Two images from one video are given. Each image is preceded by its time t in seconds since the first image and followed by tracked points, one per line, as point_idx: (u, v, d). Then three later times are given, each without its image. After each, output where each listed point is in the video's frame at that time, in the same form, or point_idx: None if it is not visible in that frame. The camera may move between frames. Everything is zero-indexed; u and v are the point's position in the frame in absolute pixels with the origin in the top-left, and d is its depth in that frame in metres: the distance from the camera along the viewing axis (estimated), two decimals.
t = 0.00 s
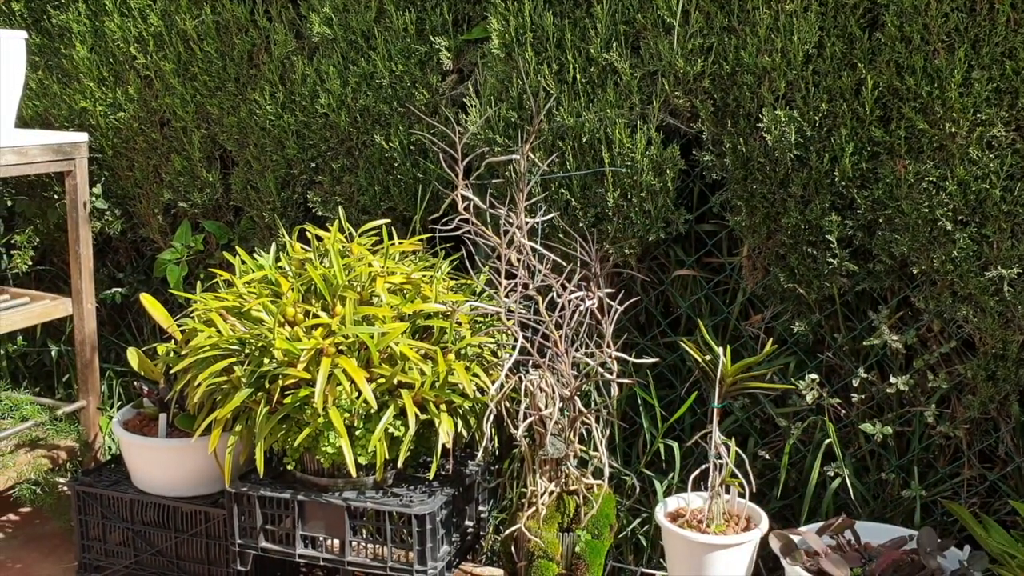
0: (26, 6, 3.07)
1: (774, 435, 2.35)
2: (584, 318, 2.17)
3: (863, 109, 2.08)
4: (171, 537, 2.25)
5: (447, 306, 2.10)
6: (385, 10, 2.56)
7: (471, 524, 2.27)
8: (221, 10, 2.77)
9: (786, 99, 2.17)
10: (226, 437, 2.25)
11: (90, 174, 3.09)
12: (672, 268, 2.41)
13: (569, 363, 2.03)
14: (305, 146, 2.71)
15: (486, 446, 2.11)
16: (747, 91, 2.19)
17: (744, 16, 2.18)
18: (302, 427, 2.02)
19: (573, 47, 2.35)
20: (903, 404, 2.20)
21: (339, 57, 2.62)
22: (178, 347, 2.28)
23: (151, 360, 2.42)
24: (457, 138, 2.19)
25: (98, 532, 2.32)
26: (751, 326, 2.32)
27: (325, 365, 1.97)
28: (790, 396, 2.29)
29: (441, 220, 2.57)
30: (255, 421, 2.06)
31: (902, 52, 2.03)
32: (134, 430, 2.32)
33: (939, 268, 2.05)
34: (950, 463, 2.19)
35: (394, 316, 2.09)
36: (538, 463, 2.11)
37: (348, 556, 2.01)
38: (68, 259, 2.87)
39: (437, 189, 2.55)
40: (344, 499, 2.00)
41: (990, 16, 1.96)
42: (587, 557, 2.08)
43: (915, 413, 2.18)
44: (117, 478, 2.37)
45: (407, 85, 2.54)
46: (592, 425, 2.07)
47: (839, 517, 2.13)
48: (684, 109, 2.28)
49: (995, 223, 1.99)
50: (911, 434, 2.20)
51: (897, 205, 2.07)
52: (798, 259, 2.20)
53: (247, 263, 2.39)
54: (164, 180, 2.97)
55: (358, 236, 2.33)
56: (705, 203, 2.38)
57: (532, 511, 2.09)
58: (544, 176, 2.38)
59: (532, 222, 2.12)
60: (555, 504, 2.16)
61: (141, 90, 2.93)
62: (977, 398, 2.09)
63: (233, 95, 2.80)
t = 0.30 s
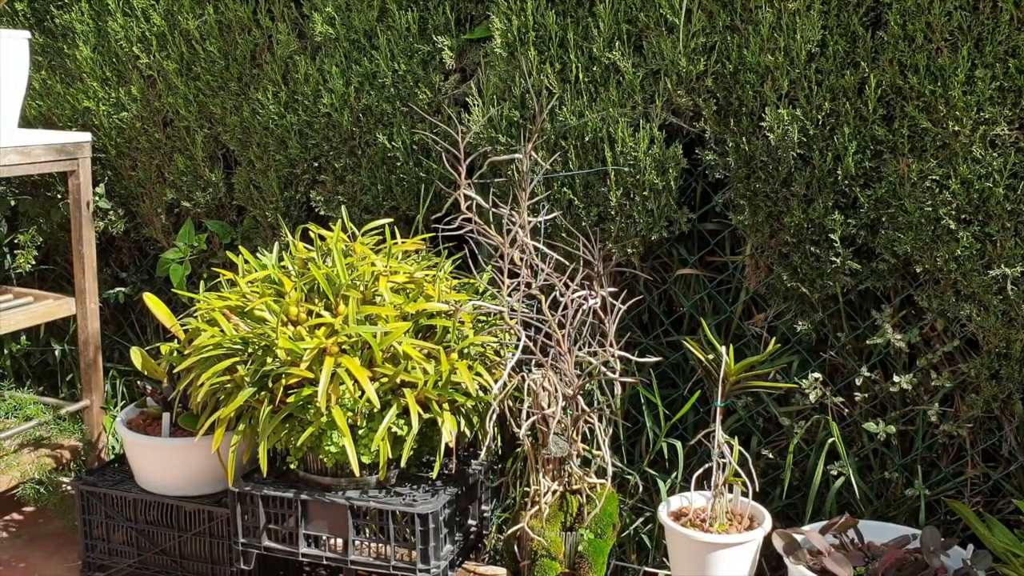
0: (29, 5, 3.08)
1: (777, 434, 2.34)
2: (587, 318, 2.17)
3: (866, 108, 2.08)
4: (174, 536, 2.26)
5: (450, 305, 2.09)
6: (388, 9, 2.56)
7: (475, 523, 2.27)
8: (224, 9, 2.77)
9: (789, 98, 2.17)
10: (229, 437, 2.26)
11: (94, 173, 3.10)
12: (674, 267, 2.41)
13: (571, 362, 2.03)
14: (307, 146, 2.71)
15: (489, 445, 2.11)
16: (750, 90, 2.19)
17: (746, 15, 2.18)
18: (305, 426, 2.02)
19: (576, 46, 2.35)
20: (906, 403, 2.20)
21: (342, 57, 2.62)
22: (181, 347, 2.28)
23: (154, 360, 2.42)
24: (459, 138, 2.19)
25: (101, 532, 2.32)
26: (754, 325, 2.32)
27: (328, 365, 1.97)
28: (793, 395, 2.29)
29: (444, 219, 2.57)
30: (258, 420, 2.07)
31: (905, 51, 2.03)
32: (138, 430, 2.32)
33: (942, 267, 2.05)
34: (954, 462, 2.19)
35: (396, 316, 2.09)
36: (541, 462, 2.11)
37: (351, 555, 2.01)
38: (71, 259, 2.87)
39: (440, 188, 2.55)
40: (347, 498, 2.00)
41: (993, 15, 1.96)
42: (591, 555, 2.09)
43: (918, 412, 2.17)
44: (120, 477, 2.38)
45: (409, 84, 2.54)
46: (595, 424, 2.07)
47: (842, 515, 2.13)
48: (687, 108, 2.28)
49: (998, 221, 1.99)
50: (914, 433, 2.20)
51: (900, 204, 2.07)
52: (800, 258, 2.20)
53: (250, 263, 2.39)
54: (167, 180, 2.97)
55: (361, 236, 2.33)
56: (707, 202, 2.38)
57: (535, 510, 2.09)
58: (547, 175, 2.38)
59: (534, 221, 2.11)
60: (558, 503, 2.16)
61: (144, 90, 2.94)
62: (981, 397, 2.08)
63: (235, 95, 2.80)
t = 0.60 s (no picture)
0: (29, 5, 3.08)
1: (777, 434, 2.35)
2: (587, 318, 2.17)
3: (866, 108, 2.08)
4: (174, 536, 2.26)
5: (450, 305, 2.09)
6: (388, 9, 2.56)
7: (474, 523, 2.27)
8: (224, 9, 2.78)
9: (789, 98, 2.17)
10: (229, 436, 2.26)
11: (94, 174, 3.10)
12: (674, 267, 2.41)
13: (571, 362, 2.03)
14: (307, 146, 2.71)
15: (489, 445, 2.11)
16: (750, 90, 2.19)
17: (746, 15, 2.18)
18: (305, 426, 2.02)
19: (576, 46, 2.35)
20: (906, 403, 2.20)
21: (342, 57, 2.62)
22: (180, 347, 2.28)
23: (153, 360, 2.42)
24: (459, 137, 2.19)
25: (101, 532, 2.32)
26: (754, 325, 2.32)
27: (327, 365, 1.97)
28: (793, 395, 2.29)
29: (444, 219, 2.57)
30: (258, 420, 2.07)
31: (905, 51, 2.03)
32: (138, 430, 2.32)
33: (942, 267, 2.05)
34: (953, 462, 2.19)
35: (396, 316, 2.09)
36: (541, 462, 2.11)
37: (351, 555, 2.01)
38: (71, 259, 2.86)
39: (440, 188, 2.55)
40: (347, 498, 2.00)
41: (994, 15, 1.96)
42: (591, 555, 2.09)
43: (918, 412, 2.17)
44: (120, 477, 2.37)
45: (409, 85, 2.54)
46: (595, 424, 2.07)
47: (842, 516, 2.13)
48: (687, 109, 2.29)
49: (999, 221, 1.99)
50: (914, 433, 2.20)
51: (900, 204, 2.07)
52: (800, 258, 2.20)
53: (249, 262, 2.39)
54: (167, 180, 2.97)
55: (361, 236, 2.33)
56: (707, 202, 2.38)
57: (535, 510, 2.10)
58: (547, 175, 2.38)
59: (534, 221, 2.11)
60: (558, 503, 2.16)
61: (144, 90, 2.94)
62: (981, 397, 2.08)
63: (235, 95, 2.80)
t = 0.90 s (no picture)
0: (29, 5, 3.08)
1: (777, 434, 2.35)
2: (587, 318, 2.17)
3: (866, 108, 2.08)
4: (174, 536, 2.26)
5: (450, 305, 2.09)
6: (388, 9, 2.56)
7: (474, 523, 2.27)
8: (224, 9, 2.78)
9: (789, 98, 2.17)
10: (229, 436, 2.26)
11: (94, 174, 3.10)
12: (674, 267, 2.41)
13: (571, 362, 2.03)
14: (307, 146, 2.71)
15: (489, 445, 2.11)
16: (750, 90, 2.19)
17: (746, 15, 2.18)
18: (305, 426, 2.02)
19: (576, 46, 2.35)
20: (906, 403, 2.20)
21: (342, 57, 2.62)
22: (181, 347, 2.28)
23: (153, 360, 2.42)
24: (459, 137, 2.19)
25: (101, 531, 2.32)
26: (754, 325, 2.32)
27: (327, 365, 1.97)
28: (793, 395, 2.29)
29: (445, 219, 2.57)
30: (258, 420, 2.07)
31: (905, 51, 2.03)
32: (138, 430, 2.32)
33: (942, 267, 2.05)
34: (953, 462, 2.19)
35: (396, 316, 2.09)
36: (541, 462, 2.11)
37: (351, 555, 2.01)
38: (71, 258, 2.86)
39: (440, 188, 2.55)
40: (347, 498, 2.00)
41: (994, 15, 1.96)
42: (591, 555, 2.09)
43: (917, 412, 2.17)
44: (120, 477, 2.37)
45: (409, 85, 2.54)
46: (595, 424, 2.07)
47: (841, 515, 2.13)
48: (687, 109, 2.29)
49: (999, 221, 1.99)
50: (914, 433, 2.20)
51: (900, 204, 2.07)
52: (800, 258, 2.19)
53: (249, 262, 2.39)
54: (167, 180, 2.97)
55: (361, 236, 2.33)
56: (708, 202, 2.38)
57: (535, 510, 2.10)
58: (547, 175, 2.38)
59: (534, 221, 2.11)
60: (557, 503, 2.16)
61: (144, 90, 2.94)
62: (981, 396, 2.08)
63: (235, 95, 2.80)
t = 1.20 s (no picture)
0: (29, 5, 3.08)
1: (777, 434, 2.35)
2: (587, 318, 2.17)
3: (866, 108, 2.08)
4: (174, 537, 2.25)
5: (450, 305, 2.09)
6: (388, 9, 2.56)
7: (474, 523, 2.27)
8: (224, 9, 2.78)
9: (789, 98, 2.17)
10: (229, 436, 2.26)
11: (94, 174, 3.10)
12: (674, 267, 2.41)
13: (571, 362, 2.03)
14: (307, 146, 2.71)
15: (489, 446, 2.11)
16: (750, 90, 2.19)
17: (746, 15, 2.18)
18: (305, 426, 2.02)
19: (576, 46, 2.35)
20: (906, 403, 2.20)
21: (342, 57, 2.62)
22: (181, 347, 2.28)
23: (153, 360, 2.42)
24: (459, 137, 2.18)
25: (101, 531, 2.32)
26: (754, 325, 2.33)
27: (327, 365, 1.97)
28: (793, 395, 2.29)
29: (445, 219, 2.57)
30: (258, 420, 2.07)
31: (905, 51, 2.03)
32: (138, 430, 2.32)
33: (942, 267, 2.05)
34: (953, 462, 2.19)
35: (396, 316, 2.09)
36: (541, 462, 2.11)
37: (351, 555, 2.01)
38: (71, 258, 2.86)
39: (440, 188, 2.55)
40: (347, 498, 2.00)
41: (994, 15, 1.96)
42: (591, 556, 2.09)
43: (917, 412, 2.17)
44: (120, 477, 2.37)
45: (409, 85, 2.54)
46: (595, 424, 2.07)
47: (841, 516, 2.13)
48: (687, 109, 2.29)
49: (999, 221, 1.99)
50: (914, 433, 2.20)
51: (900, 204, 2.07)
52: (800, 258, 2.19)
53: (249, 262, 2.39)
54: (167, 180, 2.97)
55: (361, 236, 2.33)
56: (708, 203, 2.38)
57: (535, 510, 2.10)
58: (547, 175, 2.38)
59: (534, 221, 2.11)
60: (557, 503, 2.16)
61: (144, 90, 2.94)
62: (981, 396, 2.08)
63: (235, 95, 2.80)
